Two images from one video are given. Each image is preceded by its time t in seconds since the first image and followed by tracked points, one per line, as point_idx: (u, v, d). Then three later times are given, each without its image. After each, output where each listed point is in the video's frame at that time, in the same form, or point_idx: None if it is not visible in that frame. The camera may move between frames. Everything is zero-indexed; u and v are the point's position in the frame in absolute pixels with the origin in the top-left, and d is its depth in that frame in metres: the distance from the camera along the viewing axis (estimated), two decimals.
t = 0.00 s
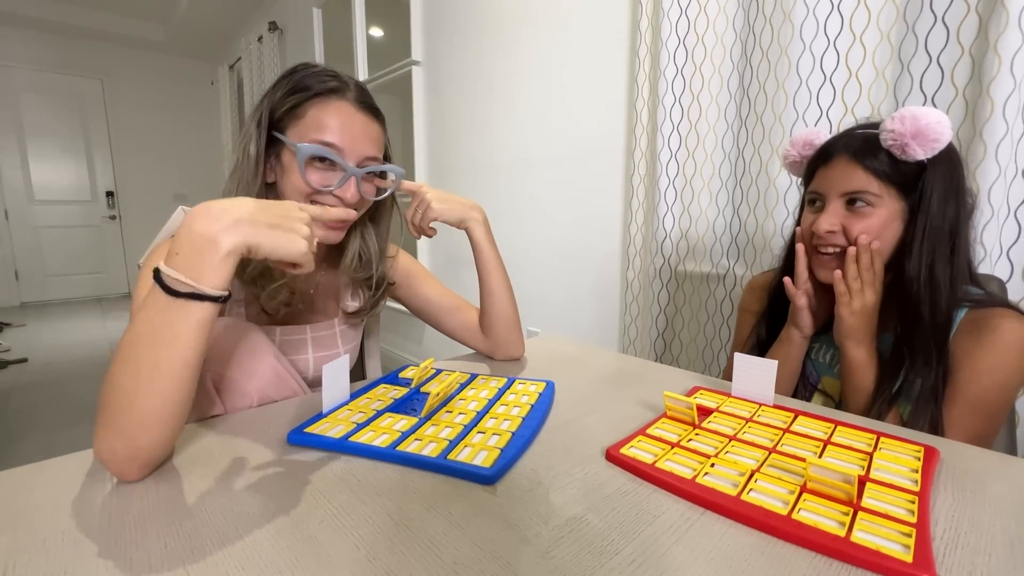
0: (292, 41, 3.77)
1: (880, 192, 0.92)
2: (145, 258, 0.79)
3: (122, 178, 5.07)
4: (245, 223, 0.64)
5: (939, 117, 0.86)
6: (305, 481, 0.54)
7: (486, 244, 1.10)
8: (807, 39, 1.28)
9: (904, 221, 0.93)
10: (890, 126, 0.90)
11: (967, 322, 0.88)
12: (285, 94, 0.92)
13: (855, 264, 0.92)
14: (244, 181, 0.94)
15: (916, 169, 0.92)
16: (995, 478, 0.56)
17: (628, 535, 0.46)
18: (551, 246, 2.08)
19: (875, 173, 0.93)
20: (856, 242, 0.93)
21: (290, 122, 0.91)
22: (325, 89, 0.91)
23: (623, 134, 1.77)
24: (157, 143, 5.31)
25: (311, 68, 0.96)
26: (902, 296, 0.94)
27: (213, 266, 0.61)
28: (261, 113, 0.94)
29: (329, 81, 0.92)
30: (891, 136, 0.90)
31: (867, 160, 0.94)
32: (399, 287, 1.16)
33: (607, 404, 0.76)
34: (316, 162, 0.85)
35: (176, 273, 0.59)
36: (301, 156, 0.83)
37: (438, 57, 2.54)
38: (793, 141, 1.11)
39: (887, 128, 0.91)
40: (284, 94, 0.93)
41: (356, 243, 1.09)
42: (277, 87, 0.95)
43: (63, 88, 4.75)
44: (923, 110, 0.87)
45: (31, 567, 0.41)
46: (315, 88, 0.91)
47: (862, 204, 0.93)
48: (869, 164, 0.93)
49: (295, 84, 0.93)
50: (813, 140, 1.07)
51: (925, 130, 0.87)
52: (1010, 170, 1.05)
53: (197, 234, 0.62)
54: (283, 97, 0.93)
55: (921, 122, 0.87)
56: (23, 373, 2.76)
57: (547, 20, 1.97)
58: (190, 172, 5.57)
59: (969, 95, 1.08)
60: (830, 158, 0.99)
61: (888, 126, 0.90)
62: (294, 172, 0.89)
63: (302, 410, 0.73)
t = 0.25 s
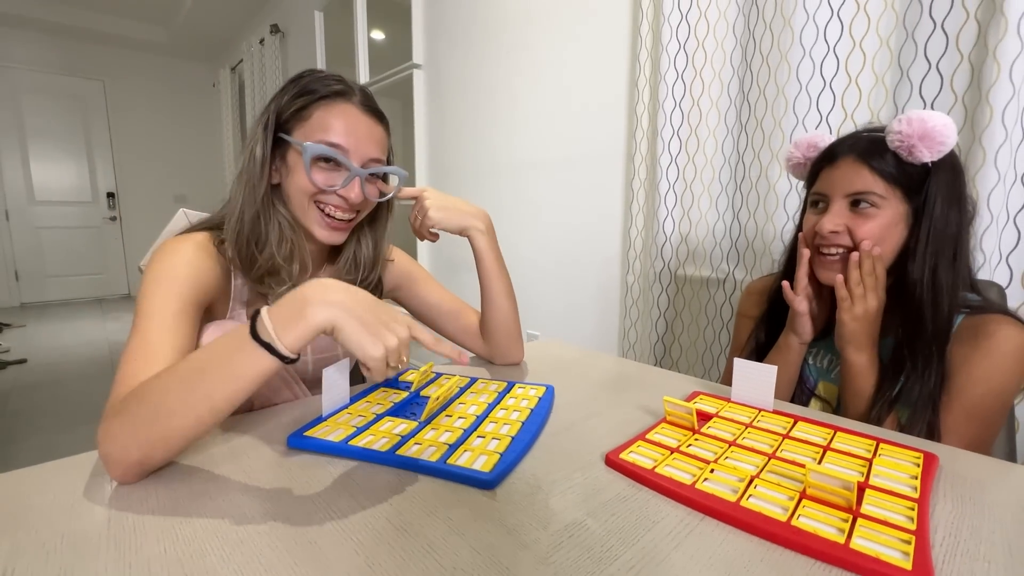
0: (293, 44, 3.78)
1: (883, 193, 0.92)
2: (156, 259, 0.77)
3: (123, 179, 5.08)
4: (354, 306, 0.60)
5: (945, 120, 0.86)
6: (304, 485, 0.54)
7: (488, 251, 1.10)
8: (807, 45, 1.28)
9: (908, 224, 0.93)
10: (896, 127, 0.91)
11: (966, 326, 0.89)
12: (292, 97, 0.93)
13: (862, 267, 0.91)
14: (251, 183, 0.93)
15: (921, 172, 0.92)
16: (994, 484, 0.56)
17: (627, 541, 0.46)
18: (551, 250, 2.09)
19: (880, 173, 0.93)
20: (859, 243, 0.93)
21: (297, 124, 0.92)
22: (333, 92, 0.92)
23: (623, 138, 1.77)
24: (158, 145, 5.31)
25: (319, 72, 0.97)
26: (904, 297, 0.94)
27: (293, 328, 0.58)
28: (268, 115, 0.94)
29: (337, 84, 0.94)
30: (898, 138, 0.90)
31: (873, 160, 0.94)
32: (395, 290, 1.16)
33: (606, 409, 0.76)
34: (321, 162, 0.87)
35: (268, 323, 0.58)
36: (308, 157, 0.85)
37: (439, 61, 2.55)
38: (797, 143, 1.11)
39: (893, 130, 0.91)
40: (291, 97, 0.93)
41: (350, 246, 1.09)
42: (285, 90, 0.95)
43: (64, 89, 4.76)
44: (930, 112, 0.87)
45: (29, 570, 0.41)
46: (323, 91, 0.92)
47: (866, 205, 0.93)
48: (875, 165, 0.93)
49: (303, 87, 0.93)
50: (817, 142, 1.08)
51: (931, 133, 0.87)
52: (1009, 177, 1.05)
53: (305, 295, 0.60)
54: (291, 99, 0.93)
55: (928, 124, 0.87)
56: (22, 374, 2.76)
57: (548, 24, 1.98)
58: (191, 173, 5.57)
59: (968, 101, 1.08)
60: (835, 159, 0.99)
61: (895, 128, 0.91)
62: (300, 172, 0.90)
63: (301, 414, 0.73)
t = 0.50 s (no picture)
0: (295, 46, 3.79)
1: (883, 197, 0.92)
2: (161, 263, 0.76)
3: (125, 180, 5.08)
4: (373, 329, 0.63)
5: (949, 123, 0.86)
6: (306, 486, 0.54)
7: (494, 254, 1.09)
8: (808, 48, 1.28)
9: (908, 228, 0.93)
10: (900, 129, 0.90)
11: (963, 330, 0.89)
12: (304, 104, 0.92)
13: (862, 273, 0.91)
14: (261, 189, 0.93)
15: (925, 177, 0.92)
16: (995, 488, 0.56)
17: (628, 544, 0.46)
18: (552, 252, 2.09)
19: (883, 177, 0.93)
20: (860, 248, 0.93)
21: (308, 132, 0.91)
22: (346, 102, 0.91)
23: (624, 141, 1.77)
24: (159, 146, 5.32)
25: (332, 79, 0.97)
26: (904, 300, 0.95)
27: (313, 342, 0.60)
28: (279, 120, 0.94)
29: (350, 94, 0.93)
30: (901, 141, 0.90)
31: (875, 162, 0.94)
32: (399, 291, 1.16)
33: (607, 411, 0.76)
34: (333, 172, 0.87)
35: (291, 336, 0.60)
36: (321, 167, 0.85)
37: (441, 63, 2.55)
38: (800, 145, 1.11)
39: (896, 132, 0.91)
40: (303, 103, 0.93)
41: (357, 251, 1.10)
42: (297, 96, 0.95)
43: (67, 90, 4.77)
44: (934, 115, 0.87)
45: (30, 569, 0.41)
46: (336, 101, 0.92)
47: (865, 208, 0.93)
48: (877, 168, 0.93)
49: (315, 94, 0.93)
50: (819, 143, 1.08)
51: (935, 135, 0.87)
52: (1010, 181, 1.05)
53: (328, 314, 0.63)
54: (303, 106, 0.93)
55: (931, 127, 0.87)
56: (22, 374, 2.76)
57: (550, 27, 1.98)
58: (192, 174, 5.58)
59: (969, 106, 1.08)
60: (836, 160, 0.99)
61: (899, 130, 0.90)
62: (311, 181, 0.90)
63: (302, 415, 0.73)
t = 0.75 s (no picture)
0: (299, 49, 3.81)
1: (887, 203, 0.92)
2: (159, 265, 0.77)
3: (127, 182, 5.10)
4: (362, 321, 0.64)
5: (953, 129, 0.86)
6: (306, 490, 0.54)
7: (498, 260, 1.09)
8: (810, 53, 1.29)
9: (912, 234, 0.93)
10: (903, 135, 0.91)
11: (968, 338, 0.89)
12: (310, 111, 0.93)
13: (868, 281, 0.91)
14: (265, 193, 0.93)
15: (928, 182, 0.92)
16: (998, 495, 0.56)
17: (629, 549, 0.46)
18: (553, 255, 2.09)
19: (886, 183, 0.92)
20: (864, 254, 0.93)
21: (314, 138, 0.91)
22: (352, 109, 0.92)
23: (626, 145, 1.77)
24: (162, 148, 5.34)
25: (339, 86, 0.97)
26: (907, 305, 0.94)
27: (303, 337, 0.61)
28: (285, 126, 0.94)
29: (357, 101, 0.94)
30: (904, 146, 0.90)
31: (878, 168, 0.93)
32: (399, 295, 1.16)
33: (607, 415, 0.75)
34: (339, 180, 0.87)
35: (280, 331, 0.61)
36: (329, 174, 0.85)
37: (443, 67, 2.56)
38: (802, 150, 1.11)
39: (899, 138, 0.91)
40: (309, 109, 0.93)
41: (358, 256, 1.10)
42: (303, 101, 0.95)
43: (71, 92, 4.79)
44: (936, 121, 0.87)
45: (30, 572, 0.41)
46: (343, 107, 0.92)
47: (869, 214, 0.92)
48: (880, 174, 0.93)
49: (321, 101, 0.93)
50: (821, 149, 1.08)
51: (938, 141, 0.87)
52: (1012, 186, 1.05)
53: (316, 307, 0.63)
54: (308, 112, 0.93)
55: (934, 133, 0.87)
56: (24, 375, 2.76)
57: (552, 31, 1.99)
58: (195, 177, 5.60)
59: (971, 110, 1.08)
60: (840, 165, 0.99)
61: (902, 136, 0.91)
62: (316, 187, 0.90)
63: (302, 418, 0.73)
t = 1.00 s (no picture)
0: (301, 50, 3.81)
1: (891, 206, 0.92)
2: (161, 266, 0.76)
3: (129, 182, 5.11)
4: (373, 335, 0.64)
5: (957, 130, 0.86)
6: (307, 490, 0.54)
7: (500, 261, 1.09)
8: (812, 54, 1.29)
9: (916, 236, 0.92)
10: (907, 136, 0.91)
11: (972, 340, 0.89)
12: (313, 113, 0.93)
13: (873, 285, 0.90)
14: (268, 194, 0.93)
15: (932, 182, 0.92)
16: (1000, 497, 0.56)
17: (630, 550, 0.46)
18: (554, 256, 2.09)
19: (890, 184, 0.92)
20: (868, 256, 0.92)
21: (317, 139, 0.91)
22: (356, 112, 0.92)
23: (627, 146, 1.77)
24: (164, 148, 5.35)
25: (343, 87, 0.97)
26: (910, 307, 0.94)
27: (314, 348, 0.61)
28: (288, 127, 0.94)
29: (360, 103, 0.94)
30: (908, 147, 0.90)
31: (882, 168, 0.93)
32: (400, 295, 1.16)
33: (608, 416, 0.75)
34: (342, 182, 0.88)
35: (292, 340, 0.61)
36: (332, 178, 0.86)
37: (445, 67, 2.56)
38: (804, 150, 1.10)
39: (903, 139, 0.91)
40: (312, 111, 0.93)
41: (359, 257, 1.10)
42: (306, 102, 0.95)
43: (73, 92, 4.80)
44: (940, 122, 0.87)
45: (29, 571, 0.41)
46: (346, 110, 0.92)
47: (874, 215, 0.92)
48: (883, 175, 0.93)
49: (325, 102, 0.93)
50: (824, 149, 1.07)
51: (942, 142, 0.87)
52: (1015, 188, 1.05)
53: (329, 319, 0.64)
54: (311, 113, 0.93)
55: (938, 134, 0.87)
56: (25, 374, 2.76)
57: (553, 32, 1.99)
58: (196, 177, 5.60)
59: (973, 112, 1.08)
60: (843, 166, 0.98)
61: (906, 137, 0.91)
62: (319, 188, 0.90)
63: (303, 418, 0.73)
